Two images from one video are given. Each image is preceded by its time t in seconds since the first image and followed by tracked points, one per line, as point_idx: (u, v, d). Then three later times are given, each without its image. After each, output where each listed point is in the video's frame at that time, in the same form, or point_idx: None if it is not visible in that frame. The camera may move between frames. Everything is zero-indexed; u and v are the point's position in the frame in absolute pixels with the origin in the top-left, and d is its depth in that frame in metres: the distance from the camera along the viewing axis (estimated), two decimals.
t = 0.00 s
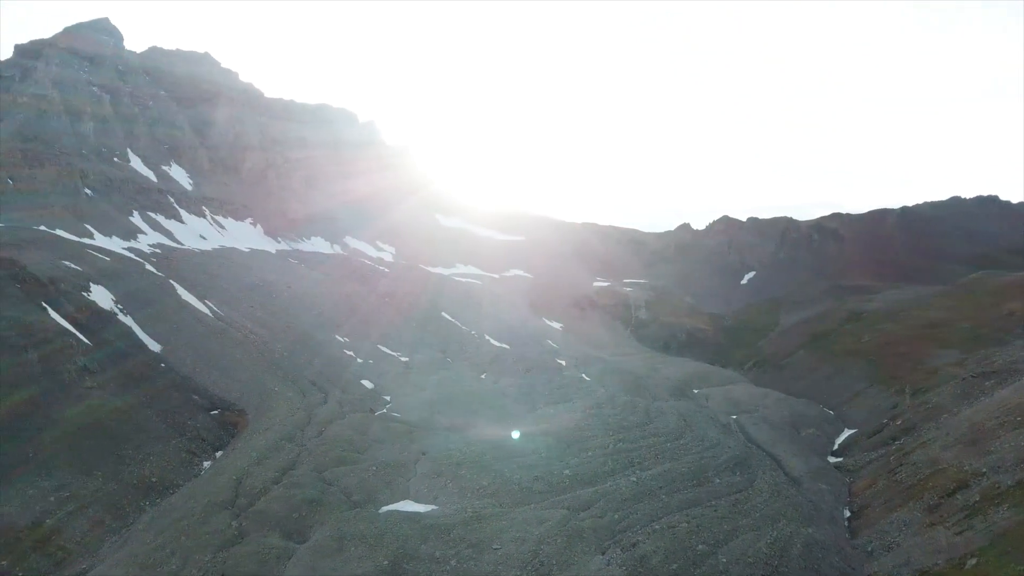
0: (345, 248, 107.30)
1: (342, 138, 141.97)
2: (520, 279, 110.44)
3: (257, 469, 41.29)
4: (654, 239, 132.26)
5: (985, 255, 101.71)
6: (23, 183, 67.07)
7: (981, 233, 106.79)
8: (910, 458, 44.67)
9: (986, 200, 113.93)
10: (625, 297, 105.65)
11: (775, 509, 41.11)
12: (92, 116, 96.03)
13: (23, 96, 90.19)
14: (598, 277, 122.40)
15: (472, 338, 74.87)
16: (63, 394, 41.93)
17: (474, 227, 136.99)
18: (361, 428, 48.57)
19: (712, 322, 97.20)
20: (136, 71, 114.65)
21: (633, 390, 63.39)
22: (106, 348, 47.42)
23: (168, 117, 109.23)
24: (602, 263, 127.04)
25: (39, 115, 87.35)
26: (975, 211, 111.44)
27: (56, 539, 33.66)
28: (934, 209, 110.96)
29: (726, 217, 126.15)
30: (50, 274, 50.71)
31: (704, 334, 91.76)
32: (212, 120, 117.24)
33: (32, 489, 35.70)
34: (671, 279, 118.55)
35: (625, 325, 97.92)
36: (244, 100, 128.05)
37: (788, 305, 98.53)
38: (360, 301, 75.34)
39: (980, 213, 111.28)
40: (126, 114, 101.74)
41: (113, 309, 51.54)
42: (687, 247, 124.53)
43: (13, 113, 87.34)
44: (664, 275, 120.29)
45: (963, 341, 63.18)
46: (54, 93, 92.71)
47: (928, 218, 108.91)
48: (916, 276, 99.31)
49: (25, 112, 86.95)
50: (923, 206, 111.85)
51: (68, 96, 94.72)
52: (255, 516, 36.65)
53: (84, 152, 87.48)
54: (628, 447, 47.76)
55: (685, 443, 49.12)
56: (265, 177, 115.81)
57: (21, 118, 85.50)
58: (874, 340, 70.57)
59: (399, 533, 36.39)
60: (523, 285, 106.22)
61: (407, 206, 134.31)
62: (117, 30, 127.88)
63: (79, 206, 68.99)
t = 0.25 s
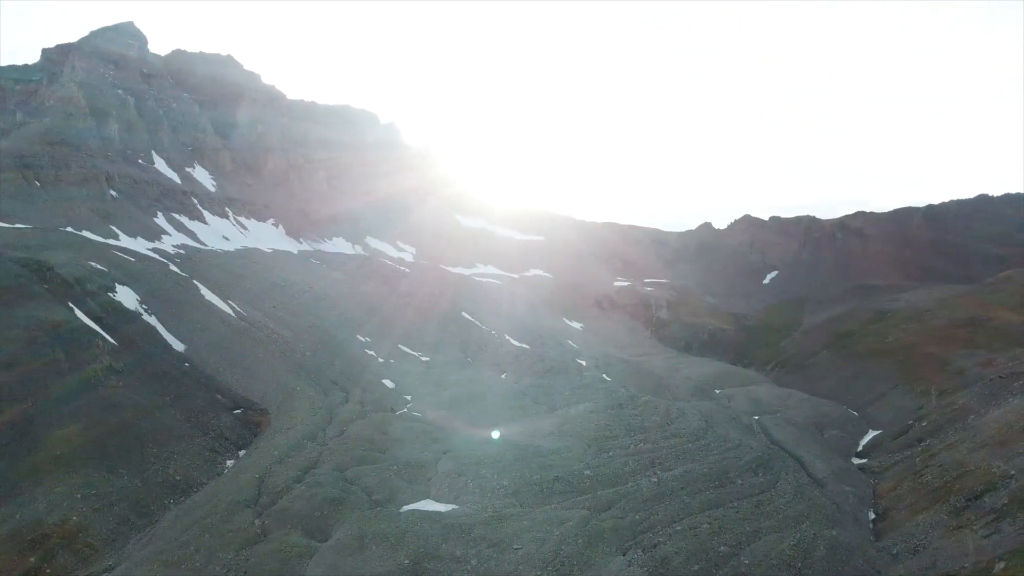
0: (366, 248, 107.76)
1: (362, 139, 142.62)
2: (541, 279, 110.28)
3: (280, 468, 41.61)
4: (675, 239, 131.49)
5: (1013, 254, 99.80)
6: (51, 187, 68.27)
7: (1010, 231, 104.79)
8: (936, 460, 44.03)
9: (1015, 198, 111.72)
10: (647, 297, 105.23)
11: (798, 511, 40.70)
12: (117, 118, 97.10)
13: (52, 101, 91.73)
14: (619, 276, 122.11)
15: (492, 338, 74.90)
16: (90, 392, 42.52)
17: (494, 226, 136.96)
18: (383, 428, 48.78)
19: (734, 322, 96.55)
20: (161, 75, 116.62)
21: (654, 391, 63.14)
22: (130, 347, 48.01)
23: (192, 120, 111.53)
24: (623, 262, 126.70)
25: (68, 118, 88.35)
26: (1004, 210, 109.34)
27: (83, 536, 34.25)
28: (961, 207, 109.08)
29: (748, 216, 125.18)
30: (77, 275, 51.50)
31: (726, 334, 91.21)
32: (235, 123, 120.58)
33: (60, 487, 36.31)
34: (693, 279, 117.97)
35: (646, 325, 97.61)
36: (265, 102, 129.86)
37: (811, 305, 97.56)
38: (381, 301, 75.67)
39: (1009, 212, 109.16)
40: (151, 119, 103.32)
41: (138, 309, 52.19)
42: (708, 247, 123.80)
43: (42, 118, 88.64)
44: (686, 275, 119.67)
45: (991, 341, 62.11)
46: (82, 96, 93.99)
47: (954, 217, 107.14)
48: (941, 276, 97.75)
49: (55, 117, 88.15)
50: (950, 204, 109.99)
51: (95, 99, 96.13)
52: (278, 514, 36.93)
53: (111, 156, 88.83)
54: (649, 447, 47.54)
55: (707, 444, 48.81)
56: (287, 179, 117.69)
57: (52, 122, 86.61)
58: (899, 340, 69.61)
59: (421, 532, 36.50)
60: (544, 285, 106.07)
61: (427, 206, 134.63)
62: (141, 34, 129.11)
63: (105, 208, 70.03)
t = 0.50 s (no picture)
0: (385, 248, 108.19)
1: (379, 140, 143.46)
2: (559, 279, 110.34)
3: (299, 467, 41.84)
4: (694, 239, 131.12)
5: None
6: (74, 188, 68.98)
7: None
8: (959, 462, 43.45)
9: None
10: (668, 296, 104.81)
11: (818, 512, 40.34)
12: (139, 121, 97.62)
13: (75, 103, 92.86)
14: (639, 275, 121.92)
15: (510, 339, 75.05)
16: (112, 391, 42.97)
17: (512, 227, 137.26)
18: (402, 428, 48.93)
19: (756, 321, 95.99)
20: (182, 76, 118.52)
21: (673, 391, 62.95)
22: (151, 347, 48.46)
23: (212, 123, 112.92)
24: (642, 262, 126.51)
25: (91, 124, 89.56)
26: None
27: (106, 533, 34.59)
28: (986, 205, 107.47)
29: (768, 216, 124.53)
30: (99, 275, 52.09)
31: (745, 333, 90.72)
32: (254, 128, 122.11)
33: (83, 485, 36.77)
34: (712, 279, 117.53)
35: (664, 325, 97.34)
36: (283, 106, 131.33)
37: (831, 304, 96.74)
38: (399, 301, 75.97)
39: None
40: (172, 120, 104.42)
41: (158, 310, 52.75)
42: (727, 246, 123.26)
43: (66, 121, 89.54)
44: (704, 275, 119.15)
45: (1016, 342, 61.16)
46: (105, 99, 95.06)
47: (978, 215, 105.60)
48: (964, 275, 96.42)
49: (78, 121, 89.34)
50: (973, 202, 108.40)
51: (118, 101, 97.15)
52: (296, 513, 37.12)
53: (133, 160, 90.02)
54: (668, 447, 47.34)
55: (725, 444, 48.53)
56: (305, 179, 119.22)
57: (76, 126, 87.73)
58: (921, 341, 68.74)
59: (438, 532, 36.56)
60: (562, 285, 106.21)
61: (445, 206, 135.11)
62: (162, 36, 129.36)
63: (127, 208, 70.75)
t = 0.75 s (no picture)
0: (405, 248, 108.73)
1: (399, 142, 144.37)
2: (580, 279, 110.26)
3: (321, 466, 42.12)
4: (715, 239, 130.67)
5: None
6: (99, 188, 69.21)
7: None
8: (987, 464, 42.79)
9: None
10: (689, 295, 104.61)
11: (842, 514, 39.91)
12: (163, 125, 98.23)
13: (100, 103, 92.98)
14: (659, 275, 121.60)
15: (529, 339, 75.18)
16: (137, 390, 43.45)
17: (531, 227, 137.50)
18: (422, 427, 49.16)
19: (779, 321, 95.31)
20: (203, 80, 120.93)
21: (695, 391, 62.71)
22: (175, 347, 48.93)
23: (235, 125, 116.14)
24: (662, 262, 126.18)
25: (117, 122, 89.36)
26: None
27: (130, 531, 35.04)
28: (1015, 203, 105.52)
29: (789, 215, 123.66)
30: (125, 276, 52.78)
31: (767, 333, 90.23)
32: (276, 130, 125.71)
33: (109, 484, 37.29)
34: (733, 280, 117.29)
35: (685, 326, 97.02)
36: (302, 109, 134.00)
37: (854, 304, 95.76)
38: (418, 301, 76.40)
39: None
40: (195, 123, 106.62)
41: (182, 310, 53.28)
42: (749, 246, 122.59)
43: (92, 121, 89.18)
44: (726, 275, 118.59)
45: None
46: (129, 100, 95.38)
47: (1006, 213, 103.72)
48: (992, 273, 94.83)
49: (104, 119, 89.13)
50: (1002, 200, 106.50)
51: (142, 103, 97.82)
52: (318, 512, 37.36)
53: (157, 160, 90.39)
54: (690, 448, 47.07)
55: (748, 445, 48.17)
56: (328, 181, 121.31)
57: (102, 124, 87.61)
58: (947, 341, 67.79)
59: (460, 532, 36.63)
60: (583, 285, 106.18)
61: (465, 207, 135.64)
62: (184, 40, 129.79)
63: (151, 210, 71.57)
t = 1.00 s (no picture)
0: (422, 248, 109.22)
1: (415, 142, 144.81)
2: (598, 278, 109.99)
3: (339, 465, 42.35)
4: (733, 239, 129.92)
5: None
6: (122, 190, 69.93)
7: None
8: (1011, 466, 42.21)
9: None
10: (707, 295, 104.14)
11: (863, 515, 39.54)
12: (183, 126, 99.09)
13: (122, 105, 93.92)
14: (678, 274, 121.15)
15: (546, 339, 75.15)
16: (159, 389, 43.92)
17: (548, 227, 137.43)
18: (440, 427, 49.37)
19: (799, 321, 94.57)
20: (223, 83, 122.21)
21: (714, 391, 62.46)
22: (196, 347, 49.41)
23: (254, 126, 117.56)
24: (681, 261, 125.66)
25: (140, 123, 90.11)
26: None
27: (152, 529, 35.36)
28: None
29: (809, 214, 122.62)
30: (146, 276, 53.39)
31: (787, 334, 89.98)
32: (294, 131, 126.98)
33: (131, 482, 37.70)
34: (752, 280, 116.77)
35: (704, 325, 96.60)
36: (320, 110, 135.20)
37: (875, 304, 94.86)
38: (435, 302, 76.69)
39: None
40: (215, 124, 107.96)
41: (203, 310, 53.74)
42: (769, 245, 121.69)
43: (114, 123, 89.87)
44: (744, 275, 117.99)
45: None
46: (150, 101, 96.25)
47: None
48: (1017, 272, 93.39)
49: (126, 120, 89.94)
50: None
51: (162, 104, 98.78)
52: (336, 511, 37.53)
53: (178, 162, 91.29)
54: (708, 449, 46.85)
55: (767, 446, 47.87)
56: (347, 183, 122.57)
57: (125, 125, 88.44)
58: (970, 342, 66.98)
59: (477, 532, 36.65)
60: (601, 284, 105.91)
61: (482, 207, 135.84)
62: (205, 42, 130.94)
63: (172, 211, 72.35)
